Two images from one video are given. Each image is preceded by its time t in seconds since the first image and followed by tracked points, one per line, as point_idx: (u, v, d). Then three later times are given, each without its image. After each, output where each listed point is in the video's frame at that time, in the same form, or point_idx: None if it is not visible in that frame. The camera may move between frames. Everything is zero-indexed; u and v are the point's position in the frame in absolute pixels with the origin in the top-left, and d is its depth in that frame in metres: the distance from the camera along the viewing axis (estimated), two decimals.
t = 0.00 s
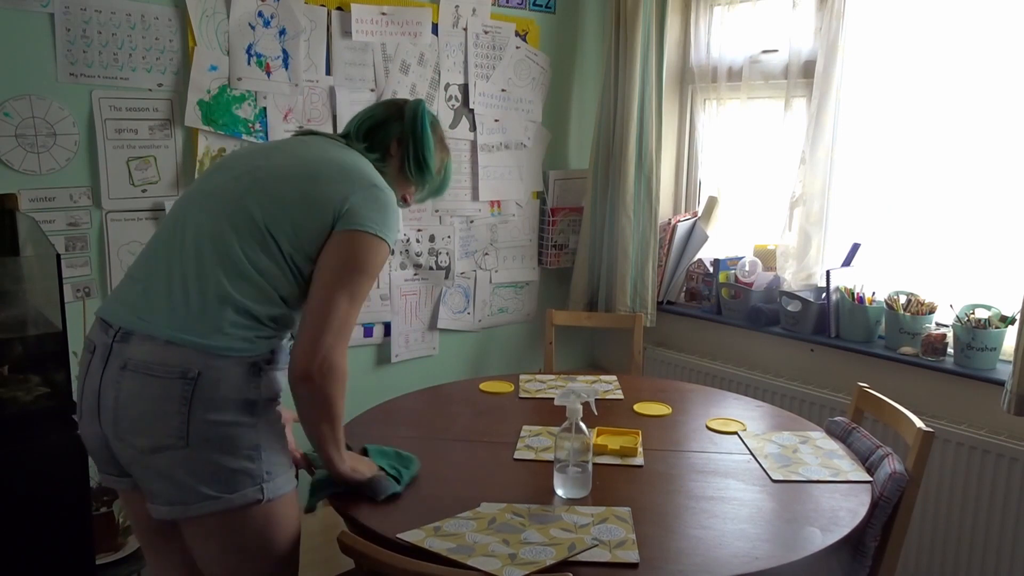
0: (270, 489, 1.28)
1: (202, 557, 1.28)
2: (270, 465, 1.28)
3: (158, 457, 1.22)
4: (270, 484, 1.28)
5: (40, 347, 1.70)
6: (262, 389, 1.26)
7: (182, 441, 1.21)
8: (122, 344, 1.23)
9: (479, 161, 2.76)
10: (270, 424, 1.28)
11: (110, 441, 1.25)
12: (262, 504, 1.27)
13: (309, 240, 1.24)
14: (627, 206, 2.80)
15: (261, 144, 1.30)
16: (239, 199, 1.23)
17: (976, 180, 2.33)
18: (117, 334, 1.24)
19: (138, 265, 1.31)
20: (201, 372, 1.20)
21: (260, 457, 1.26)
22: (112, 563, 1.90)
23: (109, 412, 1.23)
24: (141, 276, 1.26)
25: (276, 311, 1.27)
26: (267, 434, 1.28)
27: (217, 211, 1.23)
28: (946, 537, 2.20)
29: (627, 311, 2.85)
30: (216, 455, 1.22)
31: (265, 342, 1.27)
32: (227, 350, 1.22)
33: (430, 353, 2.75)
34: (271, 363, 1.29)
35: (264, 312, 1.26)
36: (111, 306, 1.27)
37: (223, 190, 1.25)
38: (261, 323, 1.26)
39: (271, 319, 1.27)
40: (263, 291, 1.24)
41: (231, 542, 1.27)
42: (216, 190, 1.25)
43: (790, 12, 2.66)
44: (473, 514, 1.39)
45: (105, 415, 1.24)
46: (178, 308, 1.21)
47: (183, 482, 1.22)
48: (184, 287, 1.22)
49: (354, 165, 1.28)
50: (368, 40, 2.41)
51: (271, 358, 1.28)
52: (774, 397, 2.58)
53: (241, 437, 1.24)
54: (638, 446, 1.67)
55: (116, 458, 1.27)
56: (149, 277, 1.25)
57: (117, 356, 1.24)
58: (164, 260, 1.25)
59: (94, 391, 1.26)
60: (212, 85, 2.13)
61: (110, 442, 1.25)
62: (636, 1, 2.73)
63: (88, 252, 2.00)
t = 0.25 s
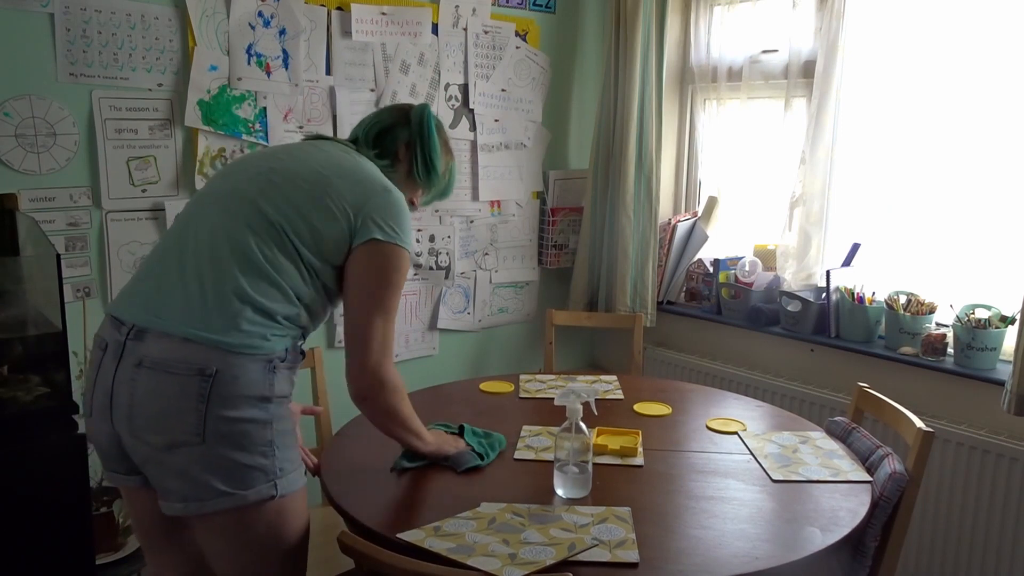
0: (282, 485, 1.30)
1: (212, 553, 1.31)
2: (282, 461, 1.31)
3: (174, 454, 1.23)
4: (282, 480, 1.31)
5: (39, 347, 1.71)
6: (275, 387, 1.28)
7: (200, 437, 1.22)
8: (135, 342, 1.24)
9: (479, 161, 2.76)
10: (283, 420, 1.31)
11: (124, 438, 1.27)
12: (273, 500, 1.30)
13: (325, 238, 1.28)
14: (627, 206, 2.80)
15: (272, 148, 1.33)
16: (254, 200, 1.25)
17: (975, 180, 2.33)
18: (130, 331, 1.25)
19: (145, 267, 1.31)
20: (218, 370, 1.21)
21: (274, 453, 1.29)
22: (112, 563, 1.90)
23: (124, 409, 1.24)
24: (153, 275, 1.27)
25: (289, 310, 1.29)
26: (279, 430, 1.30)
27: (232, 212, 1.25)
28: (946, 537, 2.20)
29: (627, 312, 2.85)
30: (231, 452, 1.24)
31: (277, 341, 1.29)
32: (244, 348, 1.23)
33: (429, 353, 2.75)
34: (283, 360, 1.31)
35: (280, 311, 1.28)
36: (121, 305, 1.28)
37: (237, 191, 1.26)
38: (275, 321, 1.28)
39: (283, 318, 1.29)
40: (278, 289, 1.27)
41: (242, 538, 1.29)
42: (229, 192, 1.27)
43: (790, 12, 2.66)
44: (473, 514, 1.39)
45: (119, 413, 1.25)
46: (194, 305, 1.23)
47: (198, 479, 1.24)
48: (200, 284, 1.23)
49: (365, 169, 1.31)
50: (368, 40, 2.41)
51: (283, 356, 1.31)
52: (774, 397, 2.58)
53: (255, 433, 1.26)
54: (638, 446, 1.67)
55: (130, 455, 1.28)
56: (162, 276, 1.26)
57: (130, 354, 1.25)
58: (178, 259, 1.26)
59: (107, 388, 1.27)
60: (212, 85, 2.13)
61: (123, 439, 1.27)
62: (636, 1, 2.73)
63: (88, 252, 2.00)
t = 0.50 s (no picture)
0: (301, 488, 1.32)
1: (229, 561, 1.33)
2: (299, 464, 1.32)
3: (193, 464, 1.25)
4: (300, 483, 1.33)
5: (40, 347, 1.71)
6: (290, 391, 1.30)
7: (216, 445, 1.24)
8: (144, 353, 1.26)
9: (479, 161, 2.76)
10: (298, 424, 1.33)
11: (137, 449, 1.29)
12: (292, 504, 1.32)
13: (332, 240, 1.30)
14: (627, 206, 2.80)
15: (271, 146, 1.31)
16: (260, 206, 1.25)
17: (976, 181, 2.33)
18: (138, 342, 1.27)
19: (148, 269, 1.31)
20: (235, 378, 1.24)
21: (292, 458, 1.31)
22: (112, 563, 1.90)
23: (138, 420, 1.26)
24: (159, 283, 1.28)
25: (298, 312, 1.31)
26: (295, 434, 1.32)
27: (239, 219, 1.25)
28: (946, 537, 2.20)
29: (628, 312, 2.85)
30: (250, 458, 1.26)
31: (290, 342, 1.31)
32: (258, 354, 1.26)
33: (429, 353, 2.75)
34: (295, 362, 1.34)
35: (291, 314, 1.30)
36: (128, 314, 1.29)
37: (237, 197, 1.26)
38: (286, 325, 1.30)
39: (294, 319, 1.31)
40: (288, 292, 1.29)
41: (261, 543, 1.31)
42: (233, 197, 1.27)
43: (790, 12, 2.65)
44: (474, 514, 1.39)
45: (132, 425, 1.28)
46: (206, 314, 1.24)
47: (219, 488, 1.25)
48: (210, 293, 1.24)
49: (369, 170, 1.32)
50: (368, 40, 2.41)
51: (295, 358, 1.33)
52: (774, 398, 2.58)
53: (272, 438, 1.28)
54: (638, 446, 1.67)
55: (144, 465, 1.31)
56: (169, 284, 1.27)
57: (140, 366, 1.26)
58: (184, 268, 1.27)
59: (118, 399, 1.29)
60: (212, 85, 2.13)
61: (136, 450, 1.29)
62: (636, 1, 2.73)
63: (88, 252, 2.00)
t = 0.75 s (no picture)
0: (316, 481, 1.37)
1: (233, 556, 1.35)
2: (315, 457, 1.37)
3: (218, 454, 1.27)
4: (315, 476, 1.37)
5: (40, 346, 1.72)
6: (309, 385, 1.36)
7: (244, 435, 1.27)
8: (166, 344, 1.28)
9: (479, 161, 2.76)
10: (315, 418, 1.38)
11: (153, 442, 1.30)
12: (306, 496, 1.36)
13: (353, 246, 1.38)
14: (627, 206, 2.80)
15: (293, 158, 1.40)
16: (291, 208, 1.33)
17: (976, 181, 2.33)
18: (158, 334, 1.29)
19: (165, 270, 1.34)
20: (267, 368, 1.28)
21: (308, 450, 1.35)
22: (112, 563, 1.90)
23: (159, 412, 1.28)
24: (178, 278, 1.31)
25: (318, 311, 1.37)
26: (312, 427, 1.37)
27: (267, 220, 1.31)
28: (946, 537, 2.20)
29: (628, 312, 2.85)
30: (273, 448, 1.29)
31: (309, 340, 1.37)
32: (284, 346, 1.31)
33: (429, 353, 2.75)
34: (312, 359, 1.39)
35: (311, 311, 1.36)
36: (143, 308, 1.31)
37: (264, 199, 1.33)
38: (306, 321, 1.36)
39: (314, 319, 1.38)
40: (310, 290, 1.35)
41: (269, 539, 1.34)
42: (260, 199, 1.33)
43: (790, 12, 2.65)
44: (473, 514, 1.38)
45: (151, 418, 1.29)
46: (232, 306, 1.28)
47: (241, 478, 1.28)
48: (237, 286, 1.29)
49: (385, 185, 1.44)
50: (368, 40, 2.41)
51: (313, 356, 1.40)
52: (774, 397, 2.58)
53: (295, 429, 1.32)
54: (637, 446, 1.67)
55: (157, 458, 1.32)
56: (190, 278, 1.30)
57: (162, 357, 1.28)
58: (207, 263, 1.31)
59: (136, 392, 1.30)
60: (211, 85, 2.13)
61: (152, 443, 1.30)
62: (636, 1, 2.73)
63: (88, 252, 2.00)
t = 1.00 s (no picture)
0: (318, 481, 1.37)
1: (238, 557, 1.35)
2: (316, 457, 1.37)
3: (220, 458, 1.27)
4: (317, 475, 1.38)
5: (39, 346, 1.71)
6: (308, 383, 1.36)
7: (244, 436, 1.27)
8: (163, 350, 1.28)
9: (479, 161, 2.76)
10: (315, 417, 1.38)
11: (156, 447, 1.30)
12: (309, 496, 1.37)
13: (342, 234, 1.37)
14: (627, 206, 2.80)
15: (268, 150, 1.37)
16: (273, 205, 1.31)
17: (975, 181, 2.33)
18: (154, 340, 1.29)
19: (159, 273, 1.33)
20: (264, 368, 1.28)
21: (310, 450, 1.35)
22: (112, 563, 1.90)
23: (160, 418, 1.28)
24: (170, 282, 1.31)
25: (311, 305, 1.37)
26: (312, 426, 1.36)
27: (254, 217, 1.30)
28: (946, 537, 2.20)
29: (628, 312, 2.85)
30: (274, 449, 1.29)
31: (306, 335, 1.37)
32: (281, 344, 1.31)
33: (429, 353, 2.75)
34: (311, 355, 1.39)
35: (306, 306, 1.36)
36: (140, 314, 1.31)
37: (249, 195, 1.32)
38: (302, 317, 1.36)
39: (310, 313, 1.38)
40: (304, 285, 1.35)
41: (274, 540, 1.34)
42: (246, 195, 1.32)
43: (790, 12, 2.65)
44: (474, 514, 1.39)
45: (152, 425, 1.29)
46: (227, 307, 1.28)
47: (243, 480, 1.28)
48: (230, 288, 1.29)
49: (362, 167, 1.40)
50: (368, 40, 2.41)
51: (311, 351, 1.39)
52: (774, 398, 2.58)
53: (295, 429, 1.32)
54: (637, 446, 1.67)
55: (161, 463, 1.33)
56: (183, 281, 1.30)
57: (159, 362, 1.28)
58: (199, 265, 1.30)
59: (136, 399, 1.30)
60: (212, 85, 2.13)
61: (155, 448, 1.30)
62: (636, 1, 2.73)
63: (88, 252, 2.01)
